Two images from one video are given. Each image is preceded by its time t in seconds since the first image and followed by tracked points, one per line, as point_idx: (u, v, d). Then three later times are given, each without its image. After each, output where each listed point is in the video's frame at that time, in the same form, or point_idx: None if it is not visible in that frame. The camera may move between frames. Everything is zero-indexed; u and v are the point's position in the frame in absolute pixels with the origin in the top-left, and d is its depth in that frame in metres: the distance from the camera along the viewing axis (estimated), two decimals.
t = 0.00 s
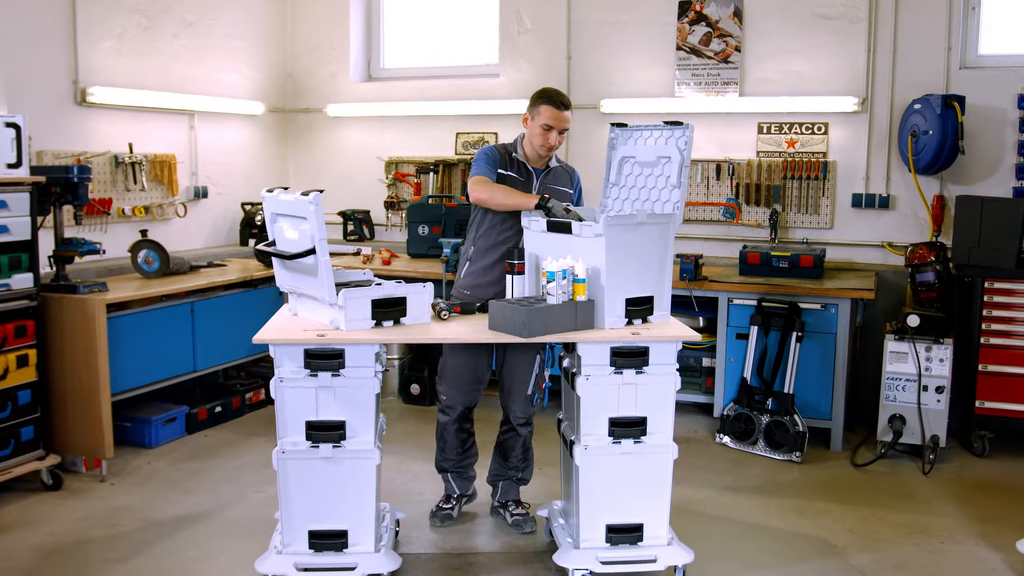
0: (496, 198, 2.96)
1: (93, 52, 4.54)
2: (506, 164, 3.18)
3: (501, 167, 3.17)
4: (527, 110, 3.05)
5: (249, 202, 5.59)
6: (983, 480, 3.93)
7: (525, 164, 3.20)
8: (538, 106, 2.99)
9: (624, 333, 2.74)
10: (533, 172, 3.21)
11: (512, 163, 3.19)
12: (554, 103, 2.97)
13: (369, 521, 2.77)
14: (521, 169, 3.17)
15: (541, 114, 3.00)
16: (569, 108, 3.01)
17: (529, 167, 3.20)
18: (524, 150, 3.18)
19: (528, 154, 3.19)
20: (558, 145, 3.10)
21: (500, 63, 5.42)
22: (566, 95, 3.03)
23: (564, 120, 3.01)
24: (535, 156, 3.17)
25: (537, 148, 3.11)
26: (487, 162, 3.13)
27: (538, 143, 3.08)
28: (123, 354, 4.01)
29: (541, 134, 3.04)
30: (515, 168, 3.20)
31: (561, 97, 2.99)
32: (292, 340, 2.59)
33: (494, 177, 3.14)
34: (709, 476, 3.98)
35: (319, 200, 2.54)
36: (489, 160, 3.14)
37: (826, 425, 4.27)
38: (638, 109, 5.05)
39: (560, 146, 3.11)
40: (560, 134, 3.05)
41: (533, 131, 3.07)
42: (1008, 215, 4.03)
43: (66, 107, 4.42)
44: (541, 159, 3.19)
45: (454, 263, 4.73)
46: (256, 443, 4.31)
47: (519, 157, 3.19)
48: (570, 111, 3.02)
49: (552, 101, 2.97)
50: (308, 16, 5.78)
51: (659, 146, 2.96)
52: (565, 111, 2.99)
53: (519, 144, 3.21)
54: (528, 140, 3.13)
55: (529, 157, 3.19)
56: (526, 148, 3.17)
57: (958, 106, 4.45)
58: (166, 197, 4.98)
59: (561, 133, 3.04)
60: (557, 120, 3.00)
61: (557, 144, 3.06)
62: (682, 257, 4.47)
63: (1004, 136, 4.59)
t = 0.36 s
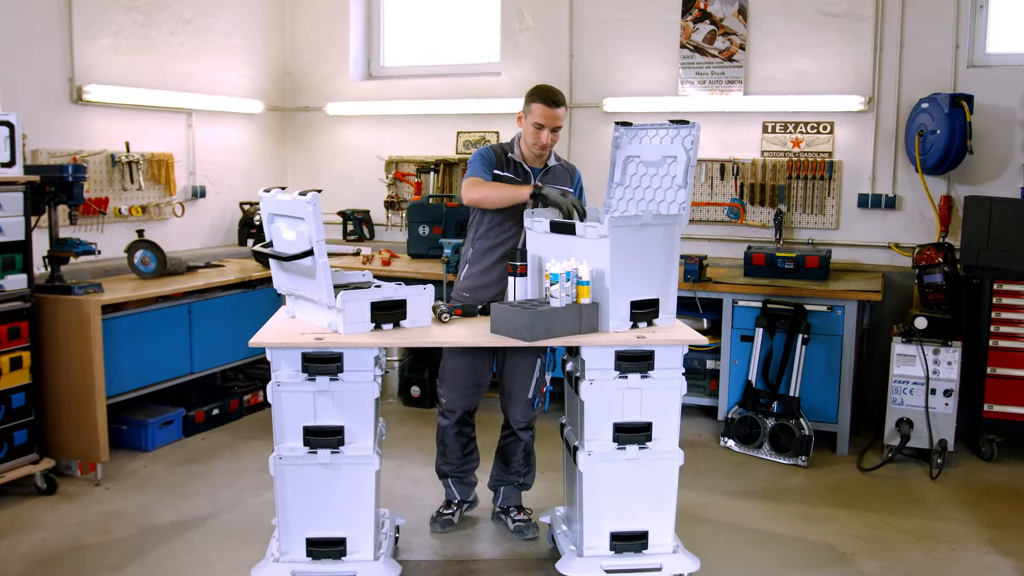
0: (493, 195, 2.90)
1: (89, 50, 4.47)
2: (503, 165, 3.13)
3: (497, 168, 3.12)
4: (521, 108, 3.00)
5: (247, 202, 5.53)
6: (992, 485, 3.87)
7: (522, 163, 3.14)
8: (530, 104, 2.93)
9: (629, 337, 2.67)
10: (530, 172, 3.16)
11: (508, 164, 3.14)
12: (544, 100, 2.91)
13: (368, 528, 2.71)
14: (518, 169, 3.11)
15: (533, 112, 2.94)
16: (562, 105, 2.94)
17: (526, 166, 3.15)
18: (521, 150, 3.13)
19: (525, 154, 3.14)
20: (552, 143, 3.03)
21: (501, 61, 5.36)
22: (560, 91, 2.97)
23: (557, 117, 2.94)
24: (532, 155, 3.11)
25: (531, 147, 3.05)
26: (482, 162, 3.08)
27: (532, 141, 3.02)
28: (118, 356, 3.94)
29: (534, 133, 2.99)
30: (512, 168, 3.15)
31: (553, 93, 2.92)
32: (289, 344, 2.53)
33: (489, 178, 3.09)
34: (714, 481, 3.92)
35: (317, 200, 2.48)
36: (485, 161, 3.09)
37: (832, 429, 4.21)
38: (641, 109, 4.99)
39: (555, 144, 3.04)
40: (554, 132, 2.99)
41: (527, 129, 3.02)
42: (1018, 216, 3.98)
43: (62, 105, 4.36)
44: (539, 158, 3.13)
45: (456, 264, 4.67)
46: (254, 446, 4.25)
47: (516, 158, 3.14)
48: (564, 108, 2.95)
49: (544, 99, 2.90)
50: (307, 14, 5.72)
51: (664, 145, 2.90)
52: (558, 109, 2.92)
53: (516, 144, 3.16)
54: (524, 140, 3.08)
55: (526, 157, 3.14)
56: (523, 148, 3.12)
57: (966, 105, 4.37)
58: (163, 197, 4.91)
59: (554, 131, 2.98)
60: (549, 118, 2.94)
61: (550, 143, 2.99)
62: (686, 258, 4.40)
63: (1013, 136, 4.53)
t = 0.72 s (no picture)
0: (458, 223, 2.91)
1: (85, 48, 4.41)
2: (489, 167, 3.06)
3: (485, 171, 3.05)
4: (514, 106, 2.93)
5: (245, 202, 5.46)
6: (1001, 491, 3.81)
7: (513, 164, 3.07)
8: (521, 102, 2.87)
9: (635, 342, 2.60)
10: (523, 173, 3.08)
11: (498, 166, 3.07)
12: (536, 97, 2.84)
13: (366, 537, 2.65)
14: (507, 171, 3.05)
15: (524, 110, 2.88)
16: (554, 104, 2.88)
17: (518, 167, 3.07)
18: (513, 150, 3.06)
19: (517, 155, 3.07)
20: (543, 143, 2.96)
21: (502, 60, 5.30)
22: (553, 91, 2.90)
23: (549, 116, 2.87)
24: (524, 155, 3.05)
25: (523, 147, 2.99)
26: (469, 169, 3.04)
27: (522, 141, 2.95)
28: (112, 359, 3.88)
29: (524, 131, 2.92)
30: (502, 170, 3.07)
31: (545, 92, 2.85)
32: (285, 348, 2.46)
33: (475, 185, 3.04)
34: (718, 486, 3.86)
35: (314, 201, 2.42)
36: (470, 167, 3.04)
37: (838, 433, 4.14)
38: (644, 108, 4.93)
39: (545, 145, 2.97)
40: (544, 132, 2.92)
41: (519, 129, 2.95)
42: None
43: (57, 104, 4.30)
44: (531, 157, 3.06)
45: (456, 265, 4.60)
46: (251, 451, 4.19)
47: (506, 159, 3.07)
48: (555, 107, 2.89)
49: (535, 96, 2.84)
50: (306, 12, 5.66)
51: (670, 145, 2.85)
52: (549, 107, 2.86)
53: (506, 145, 3.09)
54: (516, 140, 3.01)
55: (517, 157, 3.07)
56: (515, 148, 3.06)
57: (975, 105, 4.31)
58: (160, 197, 4.85)
59: (545, 130, 2.91)
60: (540, 116, 2.87)
61: (540, 142, 2.92)
62: (690, 260, 4.34)
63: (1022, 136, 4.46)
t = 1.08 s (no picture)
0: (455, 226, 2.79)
1: (80, 46, 4.34)
2: (488, 169, 2.98)
3: (483, 172, 2.97)
4: (521, 108, 2.85)
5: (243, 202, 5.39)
6: (1012, 498, 3.73)
7: (513, 165, 2.99)
8: (532, 105, 2.79)
9: (641, 347, 2.53)
10: (523, 175, 3.01)
11: (497, 167, 2.99)
12: (547, 101, 2.77)
13: (365, 546, 2.58)
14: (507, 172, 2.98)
15: (534, 113, 2.80)
16: (563, 106, 2.81)
17: (518, 168, 2.99)
18: (513, 151, 2.98)
19: (518, 155, 2.99)
20: (551, 146, 2.90)
21: (504, 58, 5.23)
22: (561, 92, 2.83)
23: (559, 119, 2.81)
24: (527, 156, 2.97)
25: (528, 149, 2.91)
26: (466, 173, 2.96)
27: (529, 144, 2.88)
28: (106, 362, 3.81)
29: (533, 134, 2.85)
30: (501, 171, 3.00)
31: (555, 94, 2.78)
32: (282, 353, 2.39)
33: (472, 186, 2.96)
34: (724, 492, 3.79)
35: (311, 202, 2.35)
36: (467, 169, 2.97)
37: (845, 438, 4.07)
38: (647, 107, 4.86)
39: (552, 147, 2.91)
40: (552, 135, 2.86)
41: (525, 130, 2.87)
42: None
43: (52, 103, 4.23)
44: (532, 159, 2.99)
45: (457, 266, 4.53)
46: (248, 455, 4.12)
47: (505, 160, 2.99)
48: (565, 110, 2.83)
49: (547, 100, 2.76)
50: (305, 9, 5.59)
51: (677, 145, 2.78)
52: (560, 110, 2.79)
53: (506, 145, 3.00)
54: (519, 140, 2.93)
55: (517, 158, 2.99)
56: (516, 149, 2.98)
57: (984, 103, 4.23)
58: (156, 197, 4.78)
59: (554, 133, 2.84)
60: (551, 120, 2.80)
61: (550, 146, 2.86)
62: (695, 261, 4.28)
63: None
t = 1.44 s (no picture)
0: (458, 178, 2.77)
1: (74, 44, 4.27)
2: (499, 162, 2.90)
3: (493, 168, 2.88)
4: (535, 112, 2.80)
5: (241, 202, 5.32)
6: None
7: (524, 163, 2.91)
8: (551, 107, 2.73)
9: (648, 351, 2.44)
10: (533, 174, 2.91)
11: (507, 163, 2.91)
12: (564, 103, 2.72)
13: (363, 557, 2.51)
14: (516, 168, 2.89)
15: (550, 117, 2.75)
16: (580, 110, 2.77)
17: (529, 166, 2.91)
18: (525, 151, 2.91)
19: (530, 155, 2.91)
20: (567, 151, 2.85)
21: (505, 57, 5.15)
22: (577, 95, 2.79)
23: (575, 123, 2.76)
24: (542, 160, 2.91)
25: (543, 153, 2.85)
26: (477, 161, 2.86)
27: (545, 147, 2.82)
28: (100, 366, 3.74)
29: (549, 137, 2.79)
30: (511, 167, 2.91)
31: (571, 97, 2.74)
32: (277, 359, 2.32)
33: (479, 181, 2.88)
34: (730, 499, 3.72)
35: (308, 203, 2.28)
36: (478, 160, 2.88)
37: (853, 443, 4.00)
38: (651, 106, 4.78)
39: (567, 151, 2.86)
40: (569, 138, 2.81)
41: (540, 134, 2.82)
42: None
43: (46, 101, 4.16)
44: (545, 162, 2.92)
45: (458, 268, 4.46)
46: (245, 460, 4.05)
47: (516, 156, 2.90)
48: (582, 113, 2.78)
49: (565, 102, 2.72)
50: (304, 7, 5.52)
51: (685, 144, 2.72)
52: (576, 113, 2.75)
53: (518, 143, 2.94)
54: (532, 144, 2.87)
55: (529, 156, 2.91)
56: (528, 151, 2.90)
57: (995, 103, 4.15)
58: (153, 197, 4.71)
59: (571, 137, 2.79)
60: (568, 123, 2.75)
61: (566, 150, 2.81)
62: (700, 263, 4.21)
63: None
